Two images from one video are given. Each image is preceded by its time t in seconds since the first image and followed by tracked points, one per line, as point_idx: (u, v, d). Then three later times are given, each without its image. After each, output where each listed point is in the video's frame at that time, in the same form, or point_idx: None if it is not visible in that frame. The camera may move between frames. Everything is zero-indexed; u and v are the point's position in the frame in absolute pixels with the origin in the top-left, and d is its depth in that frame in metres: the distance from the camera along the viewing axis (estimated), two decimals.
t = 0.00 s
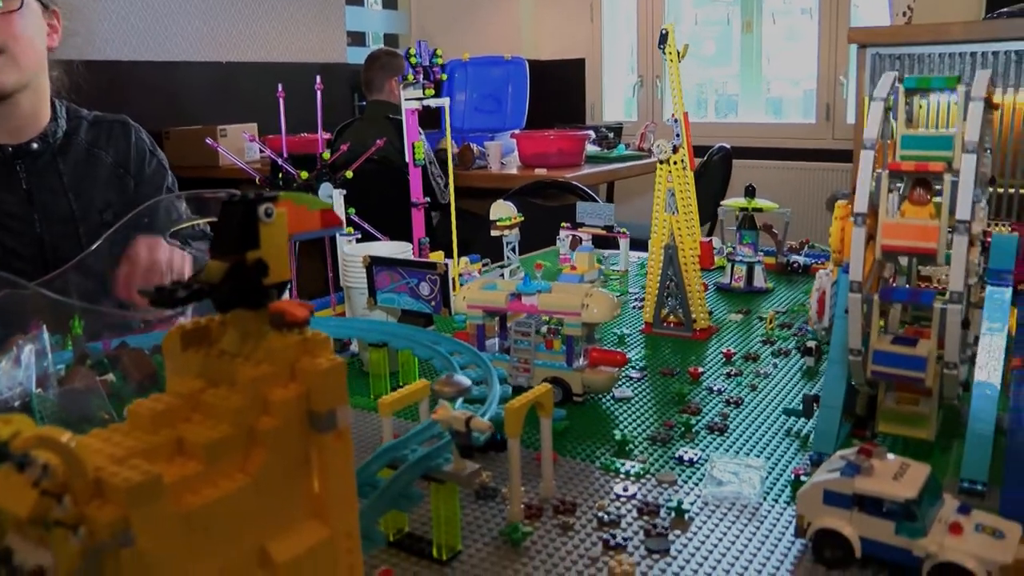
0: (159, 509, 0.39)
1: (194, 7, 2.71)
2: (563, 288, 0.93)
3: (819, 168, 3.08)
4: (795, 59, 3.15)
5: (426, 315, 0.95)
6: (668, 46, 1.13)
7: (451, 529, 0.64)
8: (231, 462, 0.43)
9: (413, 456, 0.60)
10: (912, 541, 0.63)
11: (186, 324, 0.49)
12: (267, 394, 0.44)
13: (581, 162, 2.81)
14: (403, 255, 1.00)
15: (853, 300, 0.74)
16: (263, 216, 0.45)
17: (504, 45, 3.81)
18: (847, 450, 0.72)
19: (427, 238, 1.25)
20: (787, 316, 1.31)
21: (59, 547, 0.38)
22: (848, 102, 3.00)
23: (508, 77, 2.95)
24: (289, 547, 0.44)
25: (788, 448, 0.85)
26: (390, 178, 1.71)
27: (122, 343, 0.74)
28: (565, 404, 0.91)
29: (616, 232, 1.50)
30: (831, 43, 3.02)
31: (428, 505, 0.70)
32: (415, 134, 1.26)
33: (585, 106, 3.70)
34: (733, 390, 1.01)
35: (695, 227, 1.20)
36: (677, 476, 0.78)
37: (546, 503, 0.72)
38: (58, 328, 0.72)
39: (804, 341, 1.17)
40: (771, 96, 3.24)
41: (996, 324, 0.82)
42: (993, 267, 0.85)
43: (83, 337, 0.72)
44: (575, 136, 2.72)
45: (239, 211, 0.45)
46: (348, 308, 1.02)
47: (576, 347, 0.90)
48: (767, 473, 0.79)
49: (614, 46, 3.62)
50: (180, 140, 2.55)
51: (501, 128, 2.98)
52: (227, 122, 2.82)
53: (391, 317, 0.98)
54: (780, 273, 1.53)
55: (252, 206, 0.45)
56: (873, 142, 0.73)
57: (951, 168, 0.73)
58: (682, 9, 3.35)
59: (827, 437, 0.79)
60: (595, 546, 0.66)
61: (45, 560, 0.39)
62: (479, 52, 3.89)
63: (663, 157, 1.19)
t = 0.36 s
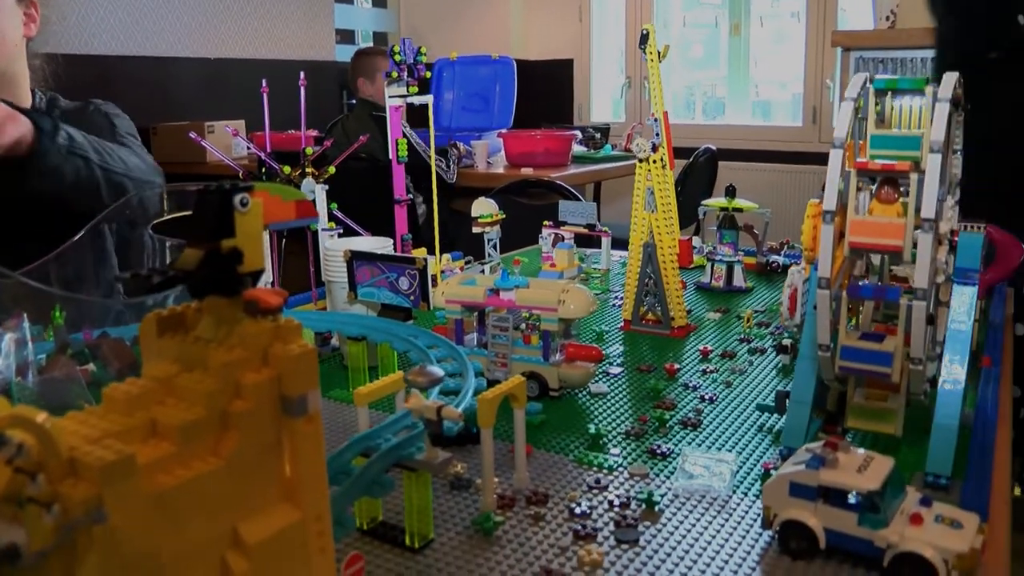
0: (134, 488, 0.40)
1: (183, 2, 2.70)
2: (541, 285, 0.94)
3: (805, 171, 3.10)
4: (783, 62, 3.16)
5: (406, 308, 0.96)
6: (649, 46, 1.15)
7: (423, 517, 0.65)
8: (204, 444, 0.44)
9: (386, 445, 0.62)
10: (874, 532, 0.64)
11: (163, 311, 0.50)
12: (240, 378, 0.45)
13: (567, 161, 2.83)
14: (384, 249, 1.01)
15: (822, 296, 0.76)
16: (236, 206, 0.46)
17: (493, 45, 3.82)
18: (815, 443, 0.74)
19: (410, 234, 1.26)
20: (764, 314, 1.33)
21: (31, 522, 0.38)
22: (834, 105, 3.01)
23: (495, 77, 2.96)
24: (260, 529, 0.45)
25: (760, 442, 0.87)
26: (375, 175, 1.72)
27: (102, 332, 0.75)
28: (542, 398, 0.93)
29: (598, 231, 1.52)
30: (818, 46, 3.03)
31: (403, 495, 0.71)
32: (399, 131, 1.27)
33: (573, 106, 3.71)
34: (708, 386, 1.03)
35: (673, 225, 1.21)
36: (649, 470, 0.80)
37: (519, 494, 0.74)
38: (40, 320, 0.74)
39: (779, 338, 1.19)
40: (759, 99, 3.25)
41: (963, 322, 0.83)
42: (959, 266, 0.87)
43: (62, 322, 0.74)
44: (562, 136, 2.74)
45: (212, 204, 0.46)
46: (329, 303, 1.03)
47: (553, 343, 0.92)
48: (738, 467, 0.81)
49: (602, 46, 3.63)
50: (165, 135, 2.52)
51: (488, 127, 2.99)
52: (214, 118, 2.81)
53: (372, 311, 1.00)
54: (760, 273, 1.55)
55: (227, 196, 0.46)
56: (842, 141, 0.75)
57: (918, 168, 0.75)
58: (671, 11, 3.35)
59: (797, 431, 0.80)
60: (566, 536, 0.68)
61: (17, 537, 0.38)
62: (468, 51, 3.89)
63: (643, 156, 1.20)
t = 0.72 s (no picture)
0: (122, 467, 0.41)
1: None
2: (531, 273, 0.95)
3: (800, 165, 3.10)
4: (778, 57, 3.17)
5: (397, 298, 0.97)
6: (639, 38, 1.15)
7: (411, 502, 0.66)
8: (192, 425, 0.45)
9: (374, 430, 0.63)
10: (856, 515, 0.65)
11: (152, 295, 0.51)
12: (227, 360, 0.46)
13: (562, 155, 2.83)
14: (375, 239, 1.02)
15: (807, 284, 0.77)
16: (226, 191, 0.47)
17: (489, 39, 3.82)
18: (799, 428, 0.75)
19: (403, 226, 1.27)
20: (754, 305, 1.34)
21: (21, 500, 0.39)
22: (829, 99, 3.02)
23: (490, 70, 2.96)
24: (248, 509, 0.46)
25: (747, 429, 0.88)
26: (368, 167, 1.72)
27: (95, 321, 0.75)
28: (531, 386, 0.94)
29: (591, 222, 1.52)
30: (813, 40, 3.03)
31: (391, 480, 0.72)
32: (391, 123, 1.28)
33: (568, 100, 3.71)
34: (698, 375, 1.04)
35: (664, 216, 1.22)
36: (637, 456, 0.81)
37: (507, 479, 0.75)
38: (30, 307, 0.73)
39: (769, 328, 1.20)
40: (755, 94, 3.24)
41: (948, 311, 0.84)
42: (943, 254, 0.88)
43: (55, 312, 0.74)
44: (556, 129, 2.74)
45: (199, 188, 0.47)
46: (321, 292, 1.04)
47: (542, 331, 0.93)
48: (725, 453, 0.82)
49: (597, 40, 3.63)
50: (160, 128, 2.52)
51: (483, 121, 2.99)
52: (209, 111, 2.80)
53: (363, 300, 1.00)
54: (751, 264, 1.56)
55: (216, 180, 0.47)
56: (827, 130, 0.76)
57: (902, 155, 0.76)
58: (667, 5, 3.35)
59: (782, 418, 0.81)
60: (553, 520, 0.68)
61: (7, 513, 0.39)
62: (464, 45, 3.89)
63: (633, 147, 1.20)
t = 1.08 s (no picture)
0: (119, 463, 0.40)
1: None
2: (531, 272, 0.95)
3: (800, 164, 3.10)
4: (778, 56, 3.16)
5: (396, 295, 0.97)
6: (639, 36, 1.15)
7: (411, 499, 0.65)
8: (190, 421, 0.45)
9: (372, 428, 0.63)
10: (857, 511, 0.65)
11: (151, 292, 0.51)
12: (225, 356, 0.46)
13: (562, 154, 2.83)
14: (374, 238, 1.02)
15: (806, 280, 0.77)
16: (225, 187, 0.47)
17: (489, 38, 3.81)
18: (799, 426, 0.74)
19: (402, 224, 1.27)
20: (754, 303, 1.34)
21: (19, 497, 0.39)
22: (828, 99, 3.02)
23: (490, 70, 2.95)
24: (247, 506, 0.46)
25: (747, 426, 0.88)
26: (368, 166, 1.71)
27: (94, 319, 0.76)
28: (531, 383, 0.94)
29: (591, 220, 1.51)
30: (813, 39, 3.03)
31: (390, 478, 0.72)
32: (391, 121, 1.27)
33: (568, 99, 3.71)
34: (698, 372, 1.04)
35: (663, 214, 1.22)
36: (637, 453, 0.81)
37: (506, 477, 0.74)
38: (29, 306, 0.73)
39: (768, 326, 1.20)
40: (754, 92, 3.24)
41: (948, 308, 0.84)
42: (943, 251, 0.88)
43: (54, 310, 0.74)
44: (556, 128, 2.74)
45: (198, 184, 0.47)
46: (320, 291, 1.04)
47: (542, 329, 0.93)
48: (725, 451, 0.82)
49: (597, 39, 3.62)
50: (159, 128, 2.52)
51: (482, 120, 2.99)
52: (208, 111, 2.79)
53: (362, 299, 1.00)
54: (751, 263, 1.56)
55: (213, 177, 0.47)
56: (827, 126, 0.76)
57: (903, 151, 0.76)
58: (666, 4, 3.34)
59: (782, 415, 0.81)
60: (553, 518, 0.68)
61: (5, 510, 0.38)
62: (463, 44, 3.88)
63: (633, 145, 1.20)
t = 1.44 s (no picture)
0: (118, 463, 0.40)
1: None
2: (530, 272, 0.95)
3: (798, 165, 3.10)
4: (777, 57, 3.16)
5: (395, 295, 0.97)
6: (638, 35, 1.15)
7: (410, 500, 0.65)
8: (190, 422, 0.45)
9: (371, 428, 0.63)
10: (857, 512, 0.64)
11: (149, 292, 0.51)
12: (225, 356, 0.46)
13: (561, 154, 2.82)
14: (372, 237, 1.02)
15: (806, 280, 0.77)
16: (222, 185, 0.47)
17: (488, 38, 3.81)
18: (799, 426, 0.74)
19: (402, 224, 1.26)
20: (753, 303, 1.34)
21: (17, 496, 0.39)
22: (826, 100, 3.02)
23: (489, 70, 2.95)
24: (246, 506, 0.46)
25: (747, 426, 0.88)
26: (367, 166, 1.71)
27: (93, 319, 0.76)
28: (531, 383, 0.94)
29: (590, 220, 1.50)
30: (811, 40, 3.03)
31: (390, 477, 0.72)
32: (390, 120, 1.27)
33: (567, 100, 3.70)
34: (697, 372, 1.04)
35: (663, 214, 1.22)
36: (637, 454, 0.81)
37: (506, 477, 0.74)
38: (27, 306, 0.73)
39: (767, 326, 1.20)
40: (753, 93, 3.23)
41: (948, 307, 0.84)
42: (943, 251, 0.88)
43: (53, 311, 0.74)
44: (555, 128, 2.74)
45: (197, 181, 0.47)
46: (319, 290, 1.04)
47: (542, 329, 0.93)
48: (725, 451, 0.81)
49: (596, 40, 3.62)
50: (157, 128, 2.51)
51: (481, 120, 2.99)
52: (207, 111, 2.79)
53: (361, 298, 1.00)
54: (750, 262, 1.56)
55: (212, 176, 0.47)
56: (826, 127, 0.76)
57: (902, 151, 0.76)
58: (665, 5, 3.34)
59: (782, 415, 0.81)
60: (552, 518, 0.68)
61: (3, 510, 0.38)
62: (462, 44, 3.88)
63: (632, 145, 1.20)
